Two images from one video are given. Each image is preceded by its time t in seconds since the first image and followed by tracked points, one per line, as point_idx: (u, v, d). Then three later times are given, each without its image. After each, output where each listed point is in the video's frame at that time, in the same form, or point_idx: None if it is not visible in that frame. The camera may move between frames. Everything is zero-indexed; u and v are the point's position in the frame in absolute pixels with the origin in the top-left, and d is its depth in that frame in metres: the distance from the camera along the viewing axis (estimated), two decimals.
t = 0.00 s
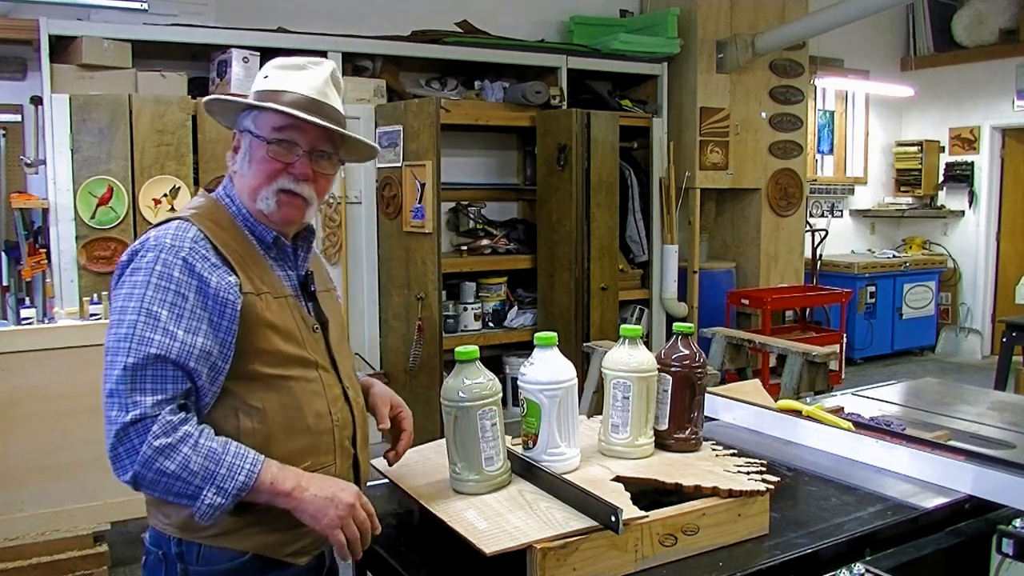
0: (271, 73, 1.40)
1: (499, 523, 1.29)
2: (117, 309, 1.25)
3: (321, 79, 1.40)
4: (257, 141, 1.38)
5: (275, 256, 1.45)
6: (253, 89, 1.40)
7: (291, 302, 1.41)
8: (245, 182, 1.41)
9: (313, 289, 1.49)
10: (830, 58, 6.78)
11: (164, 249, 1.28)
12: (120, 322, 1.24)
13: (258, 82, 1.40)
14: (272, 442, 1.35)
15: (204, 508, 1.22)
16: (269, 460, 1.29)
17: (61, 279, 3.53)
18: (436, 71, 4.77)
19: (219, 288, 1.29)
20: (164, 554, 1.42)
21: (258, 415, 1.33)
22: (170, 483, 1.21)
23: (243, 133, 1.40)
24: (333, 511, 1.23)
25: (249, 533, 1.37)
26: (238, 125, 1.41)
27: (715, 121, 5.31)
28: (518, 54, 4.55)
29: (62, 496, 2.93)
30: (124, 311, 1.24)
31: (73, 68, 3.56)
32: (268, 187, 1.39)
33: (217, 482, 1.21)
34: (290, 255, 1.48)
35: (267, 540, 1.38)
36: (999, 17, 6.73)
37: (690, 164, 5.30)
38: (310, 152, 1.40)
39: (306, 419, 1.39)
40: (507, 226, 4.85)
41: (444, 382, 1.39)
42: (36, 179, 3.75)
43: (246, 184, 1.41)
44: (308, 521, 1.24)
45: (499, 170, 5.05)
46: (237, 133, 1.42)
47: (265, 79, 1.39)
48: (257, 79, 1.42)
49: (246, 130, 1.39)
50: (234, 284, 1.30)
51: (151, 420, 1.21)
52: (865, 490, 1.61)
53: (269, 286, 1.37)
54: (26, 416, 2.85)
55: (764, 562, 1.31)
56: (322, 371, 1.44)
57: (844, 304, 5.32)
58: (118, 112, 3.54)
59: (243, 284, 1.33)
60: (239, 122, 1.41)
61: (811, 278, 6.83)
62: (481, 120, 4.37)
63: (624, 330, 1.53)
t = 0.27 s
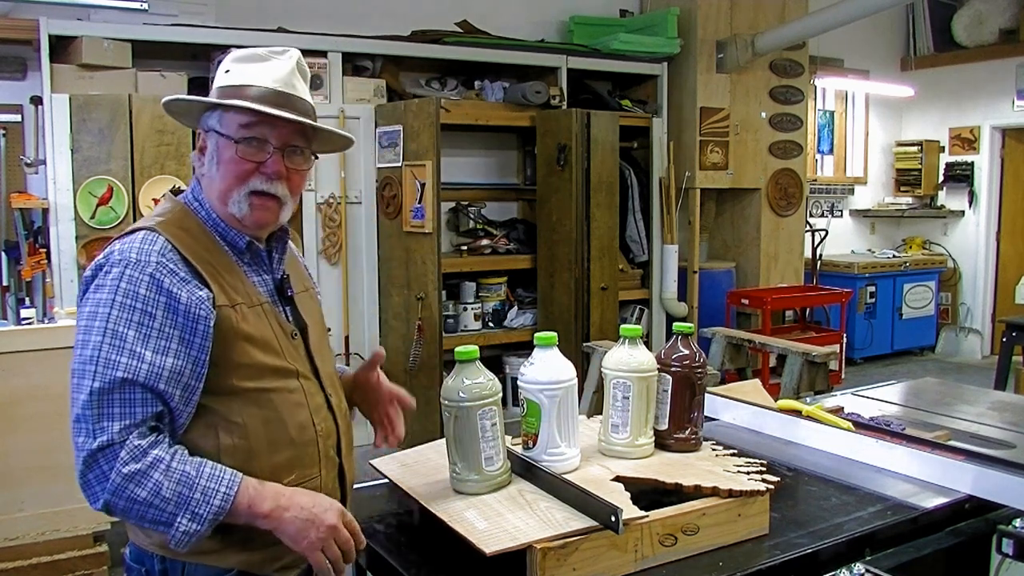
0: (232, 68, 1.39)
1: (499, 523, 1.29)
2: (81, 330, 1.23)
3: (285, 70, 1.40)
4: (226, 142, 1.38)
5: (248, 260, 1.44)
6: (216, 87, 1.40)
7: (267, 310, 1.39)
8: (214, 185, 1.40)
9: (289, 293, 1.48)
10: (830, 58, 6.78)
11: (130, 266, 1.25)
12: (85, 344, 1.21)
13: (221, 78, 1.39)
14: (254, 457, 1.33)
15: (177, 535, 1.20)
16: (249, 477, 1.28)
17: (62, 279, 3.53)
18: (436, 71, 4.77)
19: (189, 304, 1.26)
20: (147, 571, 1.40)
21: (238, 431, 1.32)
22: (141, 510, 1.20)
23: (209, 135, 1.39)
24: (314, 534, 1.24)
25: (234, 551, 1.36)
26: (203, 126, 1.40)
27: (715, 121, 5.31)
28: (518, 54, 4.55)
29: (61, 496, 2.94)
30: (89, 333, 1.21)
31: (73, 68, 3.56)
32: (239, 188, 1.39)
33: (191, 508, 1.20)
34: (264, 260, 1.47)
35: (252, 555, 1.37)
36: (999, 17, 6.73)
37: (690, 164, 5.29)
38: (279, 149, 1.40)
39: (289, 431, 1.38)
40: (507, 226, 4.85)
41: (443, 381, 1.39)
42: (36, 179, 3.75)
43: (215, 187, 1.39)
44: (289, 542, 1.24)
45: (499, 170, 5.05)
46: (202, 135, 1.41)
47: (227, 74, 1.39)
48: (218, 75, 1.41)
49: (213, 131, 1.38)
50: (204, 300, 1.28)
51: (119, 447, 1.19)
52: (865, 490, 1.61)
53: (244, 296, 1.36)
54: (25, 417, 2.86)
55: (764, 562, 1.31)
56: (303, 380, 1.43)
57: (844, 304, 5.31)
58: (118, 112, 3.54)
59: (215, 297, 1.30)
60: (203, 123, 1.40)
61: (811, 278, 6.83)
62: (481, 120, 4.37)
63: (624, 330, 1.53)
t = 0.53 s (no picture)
0: (213, 64, 1.39)
1: (499, 524, 1.29)
2: (71, 342, 1.22)
3: (269, 65, 1.40)
4: (212, 141, 1.38)
5: (236, 263, 1.44)
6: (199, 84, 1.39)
7: (257, 314, 1.40)
8: (202, 187, 1.40)
9: (277, 296, 1.48)
10: (830, 58, 6.78)
11: (117, 275, 1.25)
12: (76, 357, 1.21)
13: (203, 76, 1.39)
14: (247, 465, 1.34)
15: (181, 541, 1.20)
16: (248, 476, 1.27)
17: (62, 278, 3.54)
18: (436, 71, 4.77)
19: (178, 312, 1.26)
20: None
21: (229, 439, 1.32)
22: (142, 520, 1.20)
23: (196, 136, 1.39)
24: (318, 527, 1.22)
25: (227, 556, 1.35)
26: (187, 127, 1.40)
27: (715, 121, 5.31)
28: (518, 54, 4.55)
29: (61, 496, 2.95)
30: (79, 345, 1.21)
31: (73, 69, 3.56)
32: (228, 189, 1.39)
33: (193, 513, 1.20)
34: (252, 262, 1.47)
35: (245, 560, 1.37)
36: (999, 17, 6.73)
37: (690, 164, 5.29)
38: (268, 147, 1.40)
39: (280, 438, 1.38)
40: (507, 226, 4.85)
41: (443, 381, 1.39)
42: (36, 179, 3.75)
43: (204, 189, 1.40)
44: (295, 536, 1.23)
45: (499, 170, 5.05)
46: (187, 136, 1.41)
47: (208, 71, 1.38)
48: (199, 72, 1.41)
49: (199, 132, 1.38)
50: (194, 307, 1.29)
51: (115, 458, 1.19)
52: (865, 490, 1.61)
53: (232, 301, 1.36)
54: (25, 417, 2.88)
55: (764, 562, 1.31)
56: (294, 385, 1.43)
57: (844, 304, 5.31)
58: (118, 112, 3.54)
59: (203, 305, 1.31)
60: (188, 124, 1.40)
61: (811, 278, 6.83)
62: (481, 120, 4.37)
63: (624, 330, 1.53)
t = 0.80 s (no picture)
0: (223, 73, 1.38)
1: (499, 523, 1.29)
2: (69, 335, 1.25)
3: (284, 80, 1.40)
4: (228, 154, 1.35)
5: (236, 261, 1.45)
6: (212, 93, 1.36)
7: (256, 310, 1.40)
8: (213, 195, 1.38)
9: (278, 292, 1.48)
10: (830, 58, 6.78)
11: (114, 270, 1.27)
12: (72, 349, 1.24)
13: (212, 84, 1.37)
14: (245, 456, 1.35)
15: (171, 529, 1.22)
16: (239, 467, 1.28)
17: (62, 279, 3.54)
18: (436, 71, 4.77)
19: (172, 306, 1.27)
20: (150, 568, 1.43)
21: (227, 431, 1.33)
22: (133, 508, 1.22)
23: (208, 143, 1.35)
24: (304, 520, 1.22)
25: (229, 548, 1.36)
26: (197, 134, 1.36)
27: (715, 121, 5.31)
28: (518, 54, 4.55)
29: (61, 496, 2.99)
30: (75, 338, 1.24)
31: (73, 68, 3.56)
32: (245, 202, 1.38)
33: (182, 502, 1.22)
34: (253, 258, 1.48)
35: (246, 553, 1.37)
36: (999, 17, 6.73)
37: (690, 164, 5.29)
38: (286, 160, 1.39)
39: (279, 431, 1.38)
40: (507, 226, 4.84)
41: (443, 381, 1.39)
42: (36, 179, 3.75)
43: (216, 197, 1.38)
44: (282, 528, 1.23)
45: (499, 170, 5.05)
46: (196, 142, 1.37)
47: (219, 79, 1.38)
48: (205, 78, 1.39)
49: (212, 142, 1.35)
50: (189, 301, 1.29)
51: (108, 446, 1.21)
52: (866, 490, 1.61)
53: (230, 296, 1.37)
54: (25, 417, 2.91)
55: (764, 562, 1.31)
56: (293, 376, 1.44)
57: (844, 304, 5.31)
58: (118, 112, 3.54)
59: (198, 298, 1.32)
60: (197, 131, 1.36)
61: (811, 278, 6.83)
62: (481, 120, 4.37)
63: (624, 330, 1.53)
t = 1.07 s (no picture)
0: (282, 95, 1.36)
1: (499, 523, 1.29)
2: (89, 322, 1.28)
3: (336, 107, 1.40)
4: (285, 175, 1.36)
5: (254, 259, 1.44)
6: (271, 115, 1.34)
7: (270, 306, 1.41)
8: (263, 210, 1.39)
9: (293, 289, 1.49)
10: (829, 58, 6.78)
11: (134, 262, 1.29)
12: (92, 336, 1.26)
13: (272, 105, 1.35)
14: (255, 444, 1.35)
15: (175, 513, 1.26)
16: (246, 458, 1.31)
17: (62, 279, 3.53)
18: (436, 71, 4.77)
19: (188, 300, 1.28)
20: (164, 553, 1.46)
21: (239, 419, 1.34)
22: (141, 490, 1.26)
23: (266, 162, 1.35)
24: (299, 514, 1.25)
25: (239, 533, 1.37)
26: (252, 152, 1.35)
27: (715, 121, 5.31)
28: (518, 54, 4.55)
29: (61, 496, 3.00)
30: (95, 325, 1.26)
31: (73, 68, 3.56)
32: (296, 219, 1.41)
33: (187, 488, 1.25)
34: (271, 257, 1.48)
35: (253, 540, 1.38)
36: (999, 17, 6.73)
37: (690, 164, 5.29)
38: (335, 180, 1.41)
39: (289, 420, 1.39)
40: (507, 226, 4.85)
41: (444, 381, 1.38)
42: (36, 179, 3.74)
43: (265, 212, 1.39)
44: (278, 520, 1.27)
45: (499, 170, 5.05)
46: (248, 158, 1.36)
47: (280, 101, 1.35)
48: (260, 95, 1.35)
49: (268, 163, 1.35)
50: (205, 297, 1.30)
51: (119, 431, 1.24)
52: (865, 491, 1.61)
53: (245, 291, 1.38)
54: (25, 417, 2.92)
55: (764, 562, 1.31)
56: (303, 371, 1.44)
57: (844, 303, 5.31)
58: (118, 112, 3.54)
59: (215, 292, 1.33)
60: (252, 148, 1.35)
61: (811, 278, 6.83)
62: (481, 120, 4.37)
63: (624, 330, 1.53)
